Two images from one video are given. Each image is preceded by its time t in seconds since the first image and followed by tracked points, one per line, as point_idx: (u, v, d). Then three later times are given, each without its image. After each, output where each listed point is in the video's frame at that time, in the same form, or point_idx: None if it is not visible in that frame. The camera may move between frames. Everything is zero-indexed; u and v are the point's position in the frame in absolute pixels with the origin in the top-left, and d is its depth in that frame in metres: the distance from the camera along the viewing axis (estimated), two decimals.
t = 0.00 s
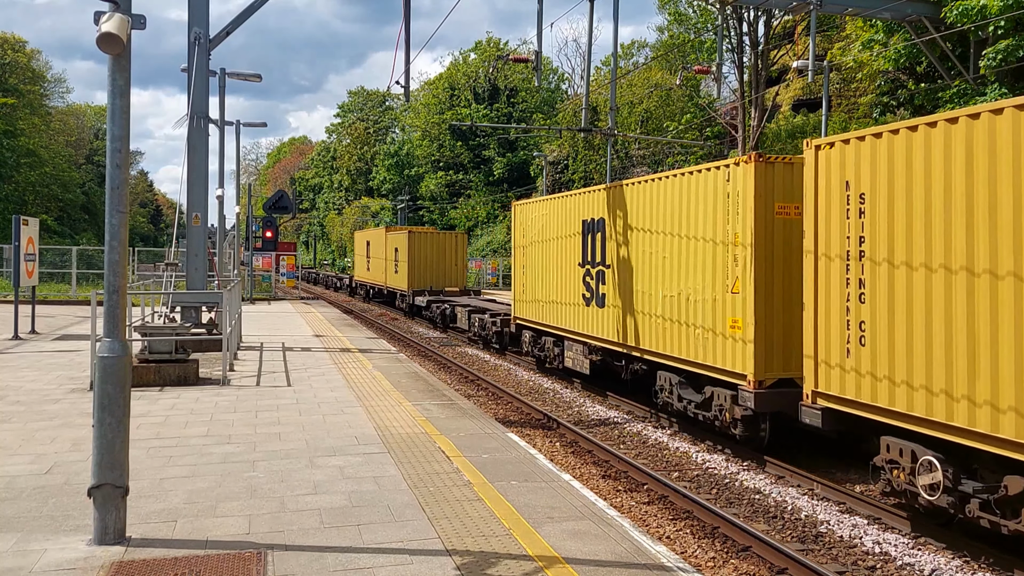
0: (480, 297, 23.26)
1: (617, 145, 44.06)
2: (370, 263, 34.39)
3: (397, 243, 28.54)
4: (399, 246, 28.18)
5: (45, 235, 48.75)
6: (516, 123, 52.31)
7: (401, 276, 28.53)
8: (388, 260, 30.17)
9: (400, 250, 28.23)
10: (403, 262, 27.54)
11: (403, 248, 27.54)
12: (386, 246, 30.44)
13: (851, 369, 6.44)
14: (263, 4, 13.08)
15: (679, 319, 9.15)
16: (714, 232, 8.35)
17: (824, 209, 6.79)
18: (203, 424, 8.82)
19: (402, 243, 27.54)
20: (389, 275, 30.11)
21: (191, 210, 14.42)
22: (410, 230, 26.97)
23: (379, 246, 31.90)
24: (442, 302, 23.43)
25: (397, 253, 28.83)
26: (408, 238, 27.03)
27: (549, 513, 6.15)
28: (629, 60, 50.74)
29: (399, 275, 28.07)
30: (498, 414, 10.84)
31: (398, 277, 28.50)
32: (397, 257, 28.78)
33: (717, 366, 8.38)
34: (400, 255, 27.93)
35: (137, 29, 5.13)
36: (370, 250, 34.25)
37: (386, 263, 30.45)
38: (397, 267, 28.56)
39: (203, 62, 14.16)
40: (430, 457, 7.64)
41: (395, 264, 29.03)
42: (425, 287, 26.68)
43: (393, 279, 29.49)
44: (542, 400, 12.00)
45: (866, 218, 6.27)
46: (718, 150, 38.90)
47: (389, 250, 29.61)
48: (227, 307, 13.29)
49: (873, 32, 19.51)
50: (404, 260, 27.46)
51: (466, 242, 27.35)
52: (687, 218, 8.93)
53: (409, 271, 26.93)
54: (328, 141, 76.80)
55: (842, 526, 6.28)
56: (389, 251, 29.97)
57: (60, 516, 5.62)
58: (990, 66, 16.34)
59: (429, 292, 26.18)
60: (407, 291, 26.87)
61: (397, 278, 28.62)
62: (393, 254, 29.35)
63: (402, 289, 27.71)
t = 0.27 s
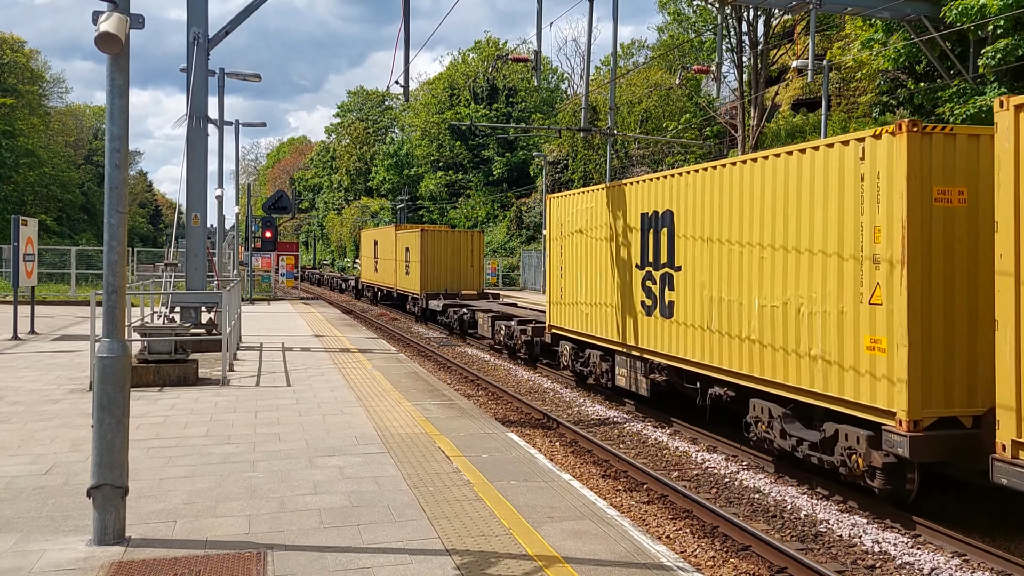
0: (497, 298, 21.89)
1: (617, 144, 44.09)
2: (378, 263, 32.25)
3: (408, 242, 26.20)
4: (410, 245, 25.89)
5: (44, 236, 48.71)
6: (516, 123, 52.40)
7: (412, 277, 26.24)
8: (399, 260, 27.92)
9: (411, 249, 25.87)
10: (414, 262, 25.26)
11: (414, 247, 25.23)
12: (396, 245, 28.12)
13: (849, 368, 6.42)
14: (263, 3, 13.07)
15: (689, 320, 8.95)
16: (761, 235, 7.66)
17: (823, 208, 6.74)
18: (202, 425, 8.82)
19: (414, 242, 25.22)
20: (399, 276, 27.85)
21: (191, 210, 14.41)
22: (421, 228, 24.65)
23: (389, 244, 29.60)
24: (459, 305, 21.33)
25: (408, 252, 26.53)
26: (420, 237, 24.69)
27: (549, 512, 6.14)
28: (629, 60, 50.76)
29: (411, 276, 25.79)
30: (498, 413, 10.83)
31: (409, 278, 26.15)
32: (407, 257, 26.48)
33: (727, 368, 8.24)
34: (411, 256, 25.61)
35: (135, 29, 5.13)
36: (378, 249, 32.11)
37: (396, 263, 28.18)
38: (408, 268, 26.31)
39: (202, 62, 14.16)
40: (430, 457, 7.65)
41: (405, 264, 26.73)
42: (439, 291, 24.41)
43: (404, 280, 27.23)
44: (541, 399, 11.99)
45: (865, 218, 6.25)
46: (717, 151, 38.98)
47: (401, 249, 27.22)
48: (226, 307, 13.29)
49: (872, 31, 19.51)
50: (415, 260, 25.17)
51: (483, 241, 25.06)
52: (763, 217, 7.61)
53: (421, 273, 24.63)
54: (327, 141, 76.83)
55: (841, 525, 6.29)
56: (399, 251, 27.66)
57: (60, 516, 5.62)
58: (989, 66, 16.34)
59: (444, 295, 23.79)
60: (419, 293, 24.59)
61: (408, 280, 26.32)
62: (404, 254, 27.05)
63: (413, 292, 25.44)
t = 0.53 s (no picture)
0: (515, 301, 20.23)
1: (617, 144, 44.13)
2: (388, 264, 30.18)
3: (420, 240, 23.99)
4: (422, 243, 23.68)
5: (44, 235, 48.69)
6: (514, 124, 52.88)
7: (424, 279, 24.02)
8: (410, 260, 25.74)
9: (423, 249, 23.67)
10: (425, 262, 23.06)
11: (425, 245, 23.06)
12: (408, 244, 25.97)
13: (846, 366, 6.41)
14: (263, 3, 13.07)
15: (690, 321, 8.86)
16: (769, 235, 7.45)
17: (821, 207, 6.71)
18: (202, 424, 8.82)
19: (425, 241, 23.01)
20: (410, 277, 25.65)
21: (190, 210, 14.40)
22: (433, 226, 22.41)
23: (400, 243, 27.46)
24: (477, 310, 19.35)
25: (420, 251, 24.32)
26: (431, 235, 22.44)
27: (549, 513, 6.14)
28: (629, 60, 50.79)
29: (423, 278, 23.60)
30: (498, 414, 10.83)
31: (420, 280, 23.97)
32: (419, 258, 24.27)
33: (725, 368, 8.15)
34: (423, 256, 23.41)
35: (135, 29, 5.13)
36: (388, 248, 30.04)
37: (407, 263, 26.04)
38: (420, 269, 24.16)
39: (202, 62, 14.16)
40: (430, 457, 7.65)
41: (417, 265, 24.52)
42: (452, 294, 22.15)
43: (415, 282, 25.06)
44: (541, 399, 12.00)
45: (863, 217, 6.22)
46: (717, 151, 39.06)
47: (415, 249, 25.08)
48: (226, 307, 13.29)
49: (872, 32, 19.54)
50: (426, 260, 23.00)
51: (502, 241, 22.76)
52: (774, 216, 7.34)
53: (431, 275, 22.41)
54: (327, 141, 76.86)
55: (841, 526, 6.29)
56: (411, 250, 25.49)
57: (59, 516, 5.61)
58: (988, 66, 16.34)
59: (460, 299, 21.46)
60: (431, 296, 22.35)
61: (420, 282, 24.13)
62: (416, 253, 24.85)
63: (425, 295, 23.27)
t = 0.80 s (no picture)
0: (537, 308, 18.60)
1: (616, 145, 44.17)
2: (397, 265, 28.29)
3: (434, 239, 22.16)
4: (436, 243, 21.87)
5: (43, 236, 48.64)
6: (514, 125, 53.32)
7: (438, 281, 22.18)
8: (423, 262, 23.85)
9: (438, 250, 21.87)
10: (441, 265, 21.26)
11: (440, 246, 21.29)
12: (420, 244, 24.15)
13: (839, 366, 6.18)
14: (262, 4, 13.07)
15: (682, 320, 8.66)
16: (761, 233, 7.23)
17: (810, 204, 6.51)
18: (201, 425, 8.83)
19: (441, 241, 21.19)
20: (423, 279, 23.75)
21: (190, 210, 14.40)
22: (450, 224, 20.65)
23: (412, 243, 25.63)
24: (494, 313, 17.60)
25: (434, 251, 22.48)
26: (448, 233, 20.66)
27: (548, 513, 6.15)
28: (629, 60, 50.80)
29: (437, 280, 21.80)
30: (497, 414, 10.84)
31: (434, 284, 22.16)
32: (433, 260, 22.42)
33: (718, 367, 7.90)
34: (438, 257, 21.60)
35: (135, 30, 5.13)
36: (398, 249, 28.18)
37: (420, 265, 24.20)
38: (433, 271, 22.35)
39: (202, 62, 14.15)
40: (430, 457, 7.66)
41: (430, 267, 22.70)
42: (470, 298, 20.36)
43: (427, 284, 23.22)
44: (541, 400, 12.01)
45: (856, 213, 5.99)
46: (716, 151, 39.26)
47: (428, 251, 23.20)
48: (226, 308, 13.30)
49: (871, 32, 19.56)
50: (441, 262, 21.21)
51: (525, 241, 20.94)
52: (769, 211, 7.09)
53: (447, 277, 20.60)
54: (327, 141, 76.91)
55: (840, 526, 6.29)
56: (424, 251, 23.67)
57: (58, 517, 5.62)
58: (988, 67, 16.33)
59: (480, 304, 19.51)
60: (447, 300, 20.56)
61: (433, 285, 22.29)
62: (429, 255, 22.95)
63: (440, 300, 21.49)
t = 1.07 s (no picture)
0: (569, 315, 17.01)
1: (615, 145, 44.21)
2: (408, 267, 26.62)
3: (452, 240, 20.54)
4: (455, 243, 20.25)
5: (43, 236, 48.60)
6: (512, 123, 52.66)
7: (455, 285, 20.60)
8: (439, 264, 22.23)
9: (455, 251, 20.26)
10: (460, 267, 19.65)
11: (459, 246, 19.72)
12: (435, 244, 22.50)
13: (852, 366, 6.12)
14: (261, 4, 13.08)
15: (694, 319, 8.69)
16: (767, 234, 7.29)
17: (817, 205, 6.56)
18: (201, 425, 8.83)
19: (460, 241, 19.60)
20: (439, 281, 22.12)
21: (189, 210, 14.40)
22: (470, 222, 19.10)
23: (426, 244, 24.00)
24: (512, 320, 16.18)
25: (451, 252, 20.88)
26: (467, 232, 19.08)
27: (548, 513, 6.16)
28: (628, 60, 50.83)
29: (454, 284, 20.22)
30: (496, 414, 10.85)
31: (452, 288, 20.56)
32: (450, 262, 20.81)
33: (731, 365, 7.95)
34: (456, 258, 19.99)
35: (134, 30, 5.14)
36: (408, 249, 26.50)
37: (434, 266, 22.58)
38: (451, 273, 20.72)
39: (201, 62, 14.15)
40: (428, 457, 7.67)
41: (447, 269, 21.10)
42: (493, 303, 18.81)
43: (443, 288, 21.63)
44: (540, 400, 12.03)
45: (870, 215, 5.92)
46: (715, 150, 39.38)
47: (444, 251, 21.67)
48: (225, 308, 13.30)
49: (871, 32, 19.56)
50: (460, 264, 19.64)
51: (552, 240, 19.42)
52: (776, 212, 7.16)
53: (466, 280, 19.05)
54: (326, 141, 76.97)
55: (839, 526, 6.30)
56: (439, 252, 22.07)
57: (58, 517, 5.62)
58: (988, 67, 16.34)
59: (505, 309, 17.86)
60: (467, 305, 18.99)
61: (451, 288, 20.69)
62: (445, 256, 21.34)
63: (458, 305, 19.91)
